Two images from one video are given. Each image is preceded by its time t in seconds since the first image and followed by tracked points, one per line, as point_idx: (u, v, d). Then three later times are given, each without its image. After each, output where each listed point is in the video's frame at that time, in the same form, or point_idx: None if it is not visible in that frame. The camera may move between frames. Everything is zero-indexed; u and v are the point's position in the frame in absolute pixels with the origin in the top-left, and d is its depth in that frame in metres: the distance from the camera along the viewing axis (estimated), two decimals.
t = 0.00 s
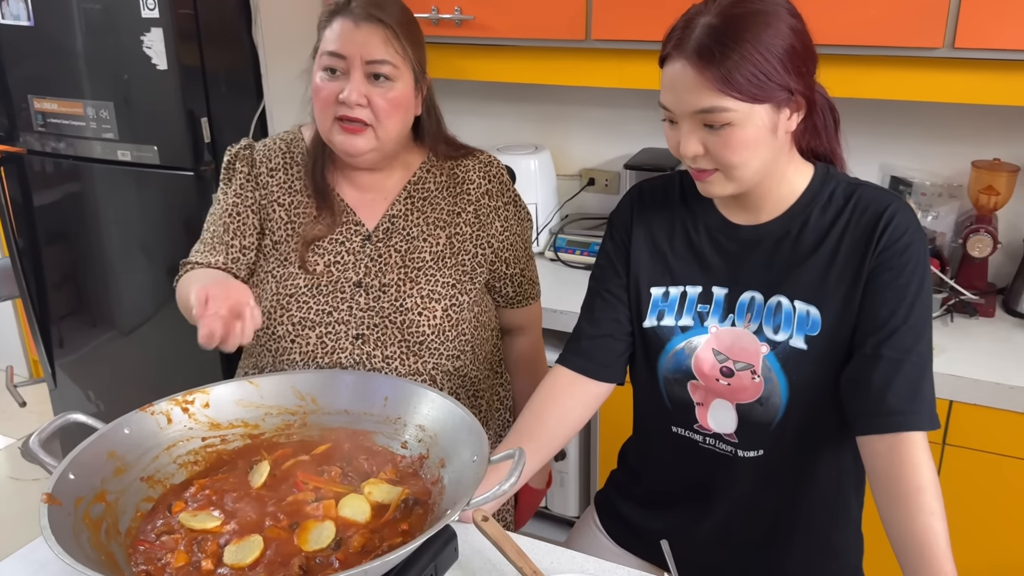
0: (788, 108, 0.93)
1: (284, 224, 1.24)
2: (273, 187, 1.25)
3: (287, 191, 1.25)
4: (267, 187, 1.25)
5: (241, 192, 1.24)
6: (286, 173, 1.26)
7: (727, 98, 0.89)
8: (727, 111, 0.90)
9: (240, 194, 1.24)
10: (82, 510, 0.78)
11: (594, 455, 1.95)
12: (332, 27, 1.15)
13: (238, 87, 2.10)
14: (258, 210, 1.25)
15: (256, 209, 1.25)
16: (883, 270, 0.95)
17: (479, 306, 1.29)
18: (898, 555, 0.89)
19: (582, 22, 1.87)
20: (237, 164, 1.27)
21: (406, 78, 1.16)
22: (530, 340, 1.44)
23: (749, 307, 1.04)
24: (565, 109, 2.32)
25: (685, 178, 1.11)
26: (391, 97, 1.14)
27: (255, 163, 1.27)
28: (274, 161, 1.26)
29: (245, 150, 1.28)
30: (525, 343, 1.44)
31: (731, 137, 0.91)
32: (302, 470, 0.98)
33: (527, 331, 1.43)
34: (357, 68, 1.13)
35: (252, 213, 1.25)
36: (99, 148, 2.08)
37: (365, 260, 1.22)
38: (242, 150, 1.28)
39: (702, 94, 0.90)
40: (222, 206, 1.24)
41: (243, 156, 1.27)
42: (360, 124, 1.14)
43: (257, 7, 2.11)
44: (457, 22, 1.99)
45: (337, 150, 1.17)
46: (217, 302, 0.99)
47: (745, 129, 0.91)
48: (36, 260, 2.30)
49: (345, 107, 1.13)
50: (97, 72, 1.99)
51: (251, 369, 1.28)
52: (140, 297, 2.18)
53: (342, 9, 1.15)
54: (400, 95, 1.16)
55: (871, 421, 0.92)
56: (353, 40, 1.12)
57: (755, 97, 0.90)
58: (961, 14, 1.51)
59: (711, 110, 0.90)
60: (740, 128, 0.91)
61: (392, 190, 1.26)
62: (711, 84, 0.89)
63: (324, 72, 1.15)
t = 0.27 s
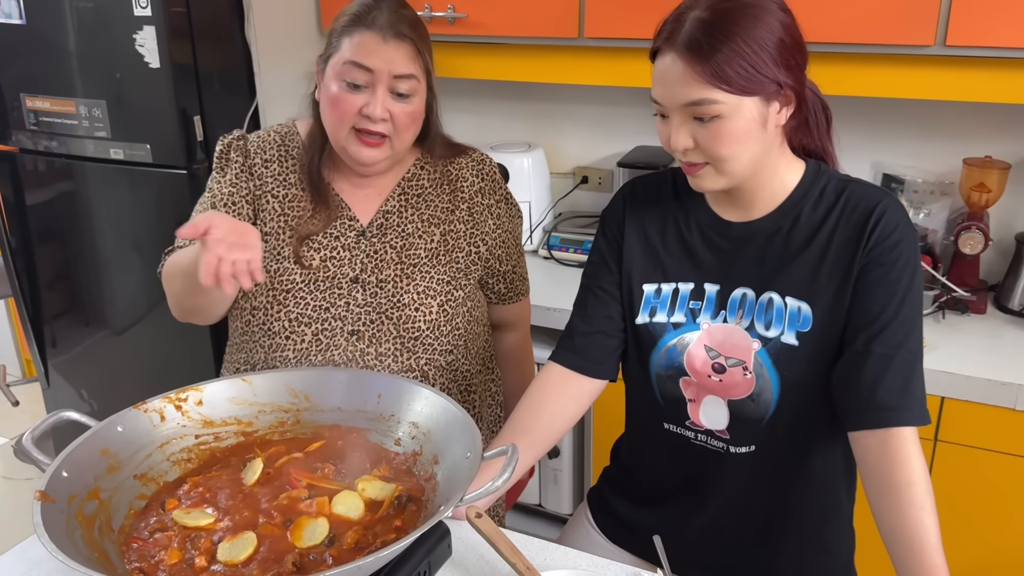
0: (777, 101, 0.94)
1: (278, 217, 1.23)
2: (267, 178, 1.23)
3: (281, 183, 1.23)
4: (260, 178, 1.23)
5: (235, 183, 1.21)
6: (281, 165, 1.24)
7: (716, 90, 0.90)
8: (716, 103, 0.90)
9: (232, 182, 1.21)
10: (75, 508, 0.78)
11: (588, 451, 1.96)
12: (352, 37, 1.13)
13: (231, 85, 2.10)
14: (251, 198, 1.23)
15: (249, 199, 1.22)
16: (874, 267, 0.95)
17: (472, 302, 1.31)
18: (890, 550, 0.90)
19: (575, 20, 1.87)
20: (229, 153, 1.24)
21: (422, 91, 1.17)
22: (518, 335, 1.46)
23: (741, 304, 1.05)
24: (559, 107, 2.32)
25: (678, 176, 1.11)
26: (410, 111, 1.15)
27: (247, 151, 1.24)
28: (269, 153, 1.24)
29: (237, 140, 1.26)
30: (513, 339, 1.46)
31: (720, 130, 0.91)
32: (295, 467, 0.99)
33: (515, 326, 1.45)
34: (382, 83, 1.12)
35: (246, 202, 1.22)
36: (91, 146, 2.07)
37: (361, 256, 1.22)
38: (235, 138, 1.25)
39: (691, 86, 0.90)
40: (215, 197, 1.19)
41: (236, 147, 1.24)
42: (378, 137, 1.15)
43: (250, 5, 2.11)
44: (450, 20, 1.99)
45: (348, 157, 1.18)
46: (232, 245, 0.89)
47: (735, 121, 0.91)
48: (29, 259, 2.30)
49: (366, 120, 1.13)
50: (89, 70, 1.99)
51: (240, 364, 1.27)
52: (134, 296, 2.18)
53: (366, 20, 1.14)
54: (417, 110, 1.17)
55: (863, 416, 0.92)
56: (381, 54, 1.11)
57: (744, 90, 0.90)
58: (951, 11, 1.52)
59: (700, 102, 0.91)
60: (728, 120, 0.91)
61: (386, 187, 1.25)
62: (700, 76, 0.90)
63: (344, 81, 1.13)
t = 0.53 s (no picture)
0: (763, 104, 0.94)
1: (269, 218, 1.23)
2: (257, 180, 1.23)
3: (271, 184, 1.23)
4: (250, 180, 1.22)
5: (224, 185, 1.20)
6: (270, 166, 1.23)
7: (701, 93, 0.90)
8: (701, 106, 0.91)
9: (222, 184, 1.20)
10: (63, 509, 0.78)
11: (580, 450, 1.96)
12: (350, 48, 1.12)
13: (222, 84, 2.10)
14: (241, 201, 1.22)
15: (240, 200, 1.22)
16: (862, 266, 0.95)
17: (463, 301, 1.31)
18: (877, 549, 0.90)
19: (567, 20, 1.87)
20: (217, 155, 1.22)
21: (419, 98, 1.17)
22: (505, 334, 1.46)
23: (729, 303, 1.05)
24: (551, 106, 2.32)
25: (666, 176, 1.12)
26: (408, 118, 1.15)
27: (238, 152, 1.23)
28: (257, 153, 1.23)
29: (224, 140, 1.24)
30: (499, 337, 1.46)
31: (706, 133, 0.92)
32: (284, 468, 0.99)
33: (501, 325, 1.45)
34: (382, 94, 1.12)
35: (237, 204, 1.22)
36: (82, 146, 2.07)
37: (353, 256, 1.22)
38: (223, 139, 1.24)
39: (676, 91, 0.91)
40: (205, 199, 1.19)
41: (225, 148, 1.23)
42: (375, 144, 1.15)
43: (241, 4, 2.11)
44: (442, 19, 1.99)
45: (344, 162, 1.18)
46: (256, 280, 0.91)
47: (720, 125, 0.92)
48: (20, 259, 2.29)
49: (366, 129, 1.13)
50: (81, 70, 1.98)
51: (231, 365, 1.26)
52: (126, 296, 2.17)
53: (364, 30, 1.12)
54: (414, 117, 1.17)
55: (851, 415, 0.93)
56: (382, 67, 1.11)
57: (729, 94, 0.90)
58: (941, 10, 1.52)
59: (685, 106, 0.91)
60: (714, 124, 0.91)
61: (377, 188, 1.25)
62: (685, 80, 0.90)
63: (343, 91, 1.12)
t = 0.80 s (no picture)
0: (757, 106, 0.94)
1: (261, 219, 1.22)
2: (245, 181, 1.22)
3: (261, 184, 1.22)
4: (238, 182, 1.22)
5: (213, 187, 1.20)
6: (259, 167, 1.22)
7: (694, 95, 0.90)
8: (694, 108, 0.90)
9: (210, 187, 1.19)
10: (57, 511, 0.78)
11: (577, 449, 1.96)
12: (339, 49, 1.11)
13: (218, 83, 2.09)
14: (230, 203, 1.21)
15: (229, 203, 1.21)
16: (857, 264, 0.95)
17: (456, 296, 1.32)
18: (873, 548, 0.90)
19: (563, 18, 1.87)
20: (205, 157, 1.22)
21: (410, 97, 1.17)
22: (495, 328, 1.47)
23: (724, 302, 1.05)
24: (548, 104, 2.32)
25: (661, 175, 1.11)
26: (400, 116, 1.15)
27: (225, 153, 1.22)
28: (246, 154, 1.23)
29: (212, 143, 1.24)
30: (489, 332, 1.46)
31: (699, 135, 0.92)
32: (279, 469, 0.98)
33: (492, 320, 1.46)
34: (374, 94, 1.12)
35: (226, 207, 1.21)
36: (78, 145, 2.06)
37: (347, 253, 1.22)
38: (209, 141, 1.23)
39: (670, 93, 0.91)
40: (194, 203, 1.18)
41: (213, 149, 1.22)
42: (369, 143, 1.15)
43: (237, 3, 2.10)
44: (438, 18, 1.99)
45: (337, 161, 1.18)
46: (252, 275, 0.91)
47: (713, 127, 0.92)
48: (16, 259, 2.28)
49: (360, 129, 1.13)
50: (76, 69, 1.98)
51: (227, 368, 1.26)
52: (122, 296, 2.17)
53: (353, 31, 1.12)
54: (406, 116, 1.17)
55: (847, 414, 0.93)
56: (373, 67, 1.11)
57: (722, 96, 0.90)
58: (937, 8, 1.52)
59: (679, 108, 0.91)
60: (707, 125, 0.91)
61: (368, 186, 1.25)
62: (679, 82, 0.90)
63: (334, 92, 1.12)
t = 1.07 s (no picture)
0: (750, 105, 0.94)
1: (249, 218, 1.21)
2: (233, 181, 1.21)
3: (250, 183, 1.21)
4: (225, 182, 1.21)
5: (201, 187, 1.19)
6: (247, 166, 1.22)
7: (687, 93, 0.90)
8: (687, 106, 0.90)
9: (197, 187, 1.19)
10: (50, 511, 0.78)
11: (574, 447, 1.96)
12: (320, 49, 1.11)
13: (214, 82, 2.09)
14: (218, 203, 1.20)
15: (217, 203, 1.20)
16: (850, 263, 0.95)
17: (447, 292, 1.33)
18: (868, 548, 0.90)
19: (559, 16, 1.87)
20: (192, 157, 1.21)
21: (393, 95, 1.17)
22: (486, 325, 1.48)
23: (718, 300, 1.05)
24: (544, 102, 2.32)
25: (655, 173, 1.11)
26: (382, 115, 1.15)
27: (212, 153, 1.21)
28: (234, 154, 1.22)
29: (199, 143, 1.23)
30: (481, 328, 1.48)
31: (691, 133, 0.92)
32: (274, 469, 0.98)
33: (483, 316, 1.46)
34: (355, 94, 1.12)
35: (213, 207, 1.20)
36: (73, 144, 2.06)
37: (338, 251, 1.22)
38: (197, 141, 1.22)
39: (662, 90, 0.91)
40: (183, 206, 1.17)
41: (200, 149, 1.22)
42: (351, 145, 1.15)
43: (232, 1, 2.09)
44: (434, 16, 1.99)
45: (321, 163, 1.18)
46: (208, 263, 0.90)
47: (706, 124, 0.91)
48: (12, 258, 2.28)
49: (341, 130, 1.13)
50: (71, 68, 1.97)
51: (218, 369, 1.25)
52: (117, 295, 2.17)
53: (333, 31, 1.11)
54: (389, 115, 1.17)
55: (840, 412, 0.93)
56: (353, 67, 1.10)
57: (715, 94, 0.90)
58: (932, 6, 1.52)
59: (671, 105, 0.91)
60: (700, 123, 0.91)
61: (357, 184, 1.25)
62: (672, 79, 0.90)
63: (315, 92, 1.12)
